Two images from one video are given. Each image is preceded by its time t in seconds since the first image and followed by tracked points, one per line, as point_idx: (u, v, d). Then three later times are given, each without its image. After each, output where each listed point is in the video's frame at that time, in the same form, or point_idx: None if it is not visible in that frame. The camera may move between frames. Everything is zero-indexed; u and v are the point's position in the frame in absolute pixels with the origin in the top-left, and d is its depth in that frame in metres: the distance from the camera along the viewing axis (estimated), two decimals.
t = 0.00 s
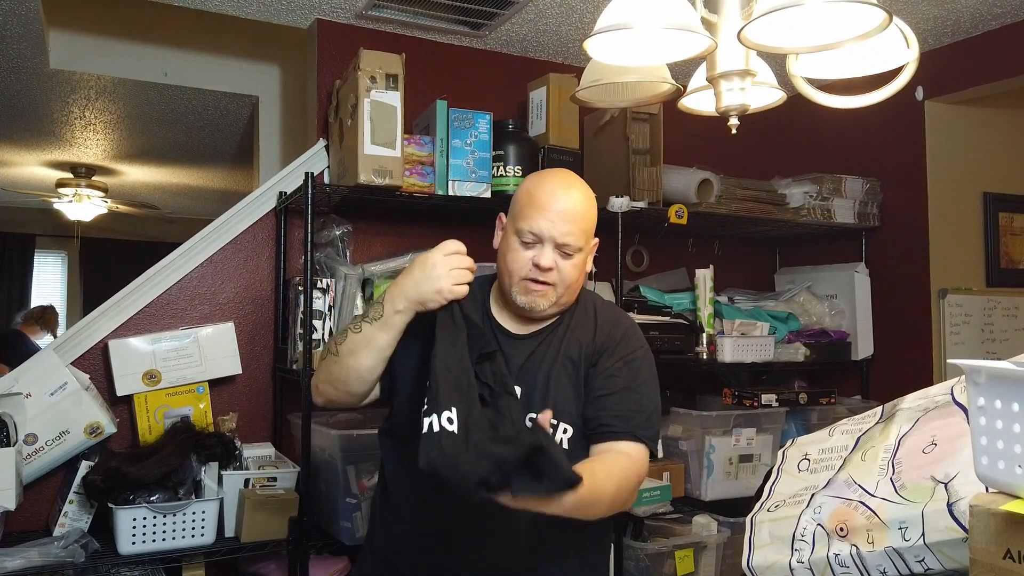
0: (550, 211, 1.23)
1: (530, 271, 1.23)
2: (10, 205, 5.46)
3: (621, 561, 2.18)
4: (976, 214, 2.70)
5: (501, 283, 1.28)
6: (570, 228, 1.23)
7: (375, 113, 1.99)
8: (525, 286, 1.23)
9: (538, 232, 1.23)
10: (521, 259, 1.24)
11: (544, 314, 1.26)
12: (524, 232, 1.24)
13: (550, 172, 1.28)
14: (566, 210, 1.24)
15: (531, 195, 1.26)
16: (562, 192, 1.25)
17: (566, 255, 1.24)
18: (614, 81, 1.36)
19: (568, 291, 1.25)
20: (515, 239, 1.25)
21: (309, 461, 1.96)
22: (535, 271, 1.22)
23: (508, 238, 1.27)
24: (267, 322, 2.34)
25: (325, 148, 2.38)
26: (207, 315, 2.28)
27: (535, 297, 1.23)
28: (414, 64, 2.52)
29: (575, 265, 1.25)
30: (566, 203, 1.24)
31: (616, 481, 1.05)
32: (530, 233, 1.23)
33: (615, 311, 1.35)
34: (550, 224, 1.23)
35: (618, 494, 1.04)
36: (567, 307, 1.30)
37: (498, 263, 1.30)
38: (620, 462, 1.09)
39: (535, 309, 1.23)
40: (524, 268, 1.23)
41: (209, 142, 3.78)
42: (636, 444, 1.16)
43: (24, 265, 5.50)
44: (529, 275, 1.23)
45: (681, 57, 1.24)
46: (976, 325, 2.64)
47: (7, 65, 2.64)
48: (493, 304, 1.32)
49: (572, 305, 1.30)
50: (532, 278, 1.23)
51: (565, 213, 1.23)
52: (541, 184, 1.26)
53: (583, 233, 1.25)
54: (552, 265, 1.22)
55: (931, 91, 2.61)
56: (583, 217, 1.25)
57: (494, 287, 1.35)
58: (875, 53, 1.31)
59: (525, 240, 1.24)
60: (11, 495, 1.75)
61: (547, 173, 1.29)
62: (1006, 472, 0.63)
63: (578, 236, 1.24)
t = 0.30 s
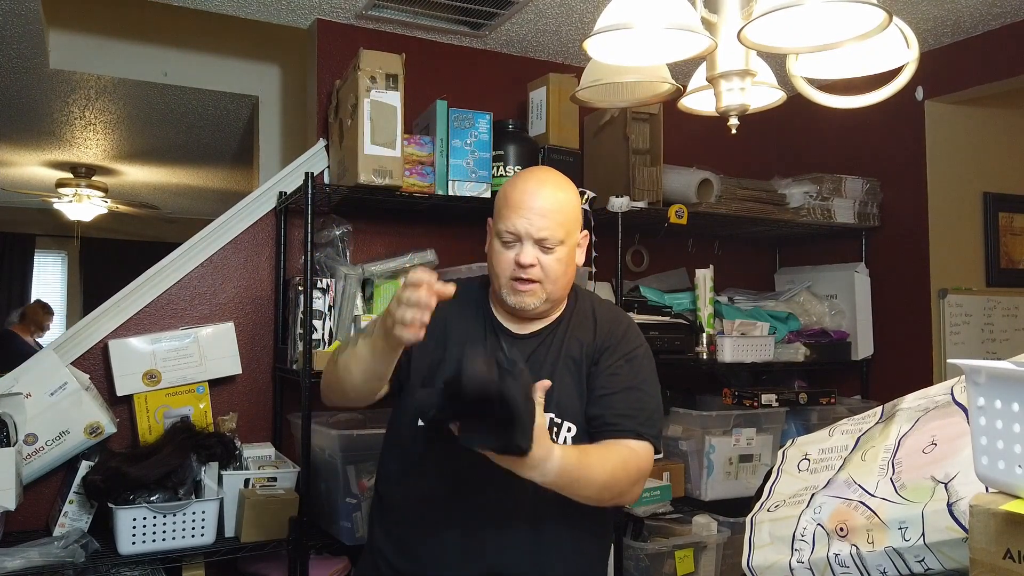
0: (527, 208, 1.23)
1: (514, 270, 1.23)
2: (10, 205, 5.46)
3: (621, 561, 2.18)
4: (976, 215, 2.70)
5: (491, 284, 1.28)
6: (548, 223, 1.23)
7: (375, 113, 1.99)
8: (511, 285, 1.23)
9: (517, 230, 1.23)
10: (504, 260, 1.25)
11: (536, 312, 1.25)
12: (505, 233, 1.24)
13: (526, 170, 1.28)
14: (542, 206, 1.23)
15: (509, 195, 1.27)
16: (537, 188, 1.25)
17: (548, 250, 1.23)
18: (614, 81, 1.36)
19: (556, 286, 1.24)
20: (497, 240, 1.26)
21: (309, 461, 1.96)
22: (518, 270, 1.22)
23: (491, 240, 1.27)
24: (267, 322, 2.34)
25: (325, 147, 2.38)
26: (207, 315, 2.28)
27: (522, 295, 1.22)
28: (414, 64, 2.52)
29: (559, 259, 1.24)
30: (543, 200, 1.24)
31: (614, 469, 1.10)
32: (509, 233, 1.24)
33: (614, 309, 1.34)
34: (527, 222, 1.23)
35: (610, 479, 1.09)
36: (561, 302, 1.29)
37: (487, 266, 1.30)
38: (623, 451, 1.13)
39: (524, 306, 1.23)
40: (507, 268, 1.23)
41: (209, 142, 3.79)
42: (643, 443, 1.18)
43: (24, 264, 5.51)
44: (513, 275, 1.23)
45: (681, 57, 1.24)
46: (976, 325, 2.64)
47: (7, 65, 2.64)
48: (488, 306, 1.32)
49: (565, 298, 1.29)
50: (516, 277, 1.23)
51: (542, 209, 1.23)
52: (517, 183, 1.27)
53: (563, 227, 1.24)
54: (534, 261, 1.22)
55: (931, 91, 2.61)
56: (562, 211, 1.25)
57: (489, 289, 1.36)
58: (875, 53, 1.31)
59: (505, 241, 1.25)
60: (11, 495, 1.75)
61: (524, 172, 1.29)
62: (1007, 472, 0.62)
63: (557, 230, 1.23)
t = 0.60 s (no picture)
0: (530, 212, 1.23)
1: (517, 275, 1.22)
2: (10, 205, 5.46)
3: (621, 560, 2.18)
4: (976, 215, 2.70)
5: (490, 288, 1.27)
6: (552, 227, 1.23)
7: (375, 113, 1.99)
8: (514, 290, 1.22)
9: (521, 235, 1.22)
10: (506, 264, 1.24)
11: (538, 315, 1.25)
12: (507, 237, 1.23)
13: (526, 172, 1.27)
14: (546, 211, 1.23)
15: (509, 198, 1.25)
16: (539, 191, 1.24)
17: (552, 255, 1.23)
18: (614, 81, 1.36)
19: (557, 290, 1.24)
20: (498, 245, 1.25)
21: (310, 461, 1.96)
22: (522, 275, 1.22)
23: (491, 244, 1.26)
24: (267, 322, 2.34)
25: (325, 148, 2.38)
26: (208, 315, 2.28)
27: (526, 299, 1.22)
28: (414, 64, 2.52)
29: (561, 263, 1.24)
30: (546, 203, 1.23)
31: (626, 481, 1.11)
32: (512, 237, 1.23)
33: (611, 307, 1.35)
34: (531, 227, 1.22)
35: (621, 485, 1.10)
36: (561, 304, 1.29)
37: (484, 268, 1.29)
38: (632, 452, 1.14)
39: (527, 311, 1.23)
40: (510, 273, 1.23)
41: (209, 142, 3.79)
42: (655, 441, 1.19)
43: (24, 264, 5.51)
44: (516, 280, 1.22)
45: (681, 57, 1.24)
46: (976, 325, 2.64)
47: (7, 65, 2.64)
48: (480, 308, 1.30)
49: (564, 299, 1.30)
50: (520, 282, 1.22)
51: (545, 213, 1.23)
52: (518, 185, 1.25)
53: (565, 231, 1.24)
54: (538, 266, 1.22)
55: (931, 91, 2.61)
56: (564, 214, 1.25)
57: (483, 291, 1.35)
58: (875, 53, 1.31)
59: (508, 246, 1.24)
60: (12, 495, 1.75)
61: (524, 173, 1.27)
62: (1006, 472, 0.63)
63: (561, 234, 1.23)
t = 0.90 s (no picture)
0: (507, 215, 1.19)
1: (496, 279, 1.19)
2: (10, 205, 5.46)
3: (621, 561, 2.18)
4: (976, 215, 2.70)
5: (469, 291, 1.25)
6: (529, 229, 1.19)
7: (375, 114, 2.00)
8: (493, 295, 1.20)
9: (497, 238, 1.19)
10: (484, 269, 1.21)
11: (518, 317, 1.23)
12: (483, 240, 1.20)
13: (500, 172, 1.23)
14: (523, 212, 1.19)
15: (484, 200, 1.21)
16: (515, 192, 1.20)
17: (530, 257, 1.20)
18: (613, 81, 1.36)
19: (537, 291, 1.22)
20: (475, 248, 1.21)
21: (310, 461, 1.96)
22: (500, 279, 1.19)
23: (468, 247, 1.23)
24: (267, 322, 2.34)
25: (325, 148, 2.38)
26: (208, 315, 2.28)
27: (505, 303, 1.20)
28: (414, 64, 2.52)
29: (540, 264, 1.21)
30: (522, 204, 1.20)
31: (630, 477, 1.14)
32: (489, 241, 1.19)
33: (595, 305, 1.33)
34: (508, 230, 1.18)
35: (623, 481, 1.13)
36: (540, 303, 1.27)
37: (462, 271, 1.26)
38: (632, 448, 1.17)
39: (508, 314, 1.21)
40: (489, 277, 1.20)
41: (209, 142, 3.79)
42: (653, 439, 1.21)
43: (24, 265, 5.51)
44: (495, 284, 1.19)
45: (681, 57, 1.24)
46: (976, 325, 2.64)
47: (7, 65, 2.64)
48: (462, 309, 1.28)
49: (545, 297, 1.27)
50: (498, 286, 1.20)
51: (521, 215, 1.19)
52: (493, 186, 1.21)
53: (543, 230, 1.21)
54: (517, 270, 1.18)
55: (931, 91, 2.61)
56: (541, 214, 1.21)
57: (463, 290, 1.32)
58: (874, 53, 1.31)
59: (484, 249, 1.20)
60: (11, 495, 1.75)
61: (499, 173, 1.23)
62: (1007, 472, 0.63)
63: (538, 235, 1.20)
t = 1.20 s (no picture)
0: (496, 222, 1.16)
1: (485, 288, 1.16)
2: (10, 205, 5.46)
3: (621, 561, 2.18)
4: (976, 215, 2.70)
5: (449, 300, 1.20)
6: (518, 236, 1.17)
7: (376, 113, 2.00)
8: (483, 303, 1.17)
9: (487, 247, 1.15)
10: (470, 278, 1.17)
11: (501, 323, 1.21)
12: (471, 249, 1.16)
13: (482, 178, 1.20)
14: (513, 218, 1.17)
15: (469, 207, 1.18)
16: (502, 199, 1.17)
17: (518, 263, 1.18)
18: (614, 81, 1.36)
19: (521, 296, 1.20)
20: (460, 256, 1.17)
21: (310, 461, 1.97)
22: (491, 288, 1.16)
23: (452, 255, 1.18)
24: (266, 322, 2.34)
25: (325, 148, 2.38)
26: (208, 315, 2.28)
27: (494, 311, 1.18)
28: (414, 63, 2.52)
29: (525, 269, 1.20)
30: (511, 211, 1.17)
31: (637, 457, 1.19)
32: (478, 250, 1.16)
33: (566, 297, 1.32)
34: (499, 237, 1.16)
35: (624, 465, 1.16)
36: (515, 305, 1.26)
37: (439, 280, 1.21)
38: (630, 433, 1.21)
39: (493, 322, 1.19)
40: (477, 286, 1.16)
41: (209, 142, 3.79)
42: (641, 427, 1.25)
43: (24, 264, 5.50)
44: (483, 293, 1.17)
45: (681, 57, 1.24)
46: (976, 325, 2.64)
47: (7, 65, 2.64)
48: (435, 317, 1.24)
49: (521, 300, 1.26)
50: (487, 294, 1.17)
51: (510, 222, 1.16)
52: (478, 194, 1.18)
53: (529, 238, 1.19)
54: (507, 278, 1.16)
55: (931, 91, 2.61)
56: (527, 221, 1.19)
57: (431, 299, 1.27)
58: (875, 53, 1.31)
59: (472, 258, 1.16)
60: (11, 495, 1.75)
61: (482, 181, 1.19)
62: (1006, 472, 0.63)
63: (526, 243, 1.18)
